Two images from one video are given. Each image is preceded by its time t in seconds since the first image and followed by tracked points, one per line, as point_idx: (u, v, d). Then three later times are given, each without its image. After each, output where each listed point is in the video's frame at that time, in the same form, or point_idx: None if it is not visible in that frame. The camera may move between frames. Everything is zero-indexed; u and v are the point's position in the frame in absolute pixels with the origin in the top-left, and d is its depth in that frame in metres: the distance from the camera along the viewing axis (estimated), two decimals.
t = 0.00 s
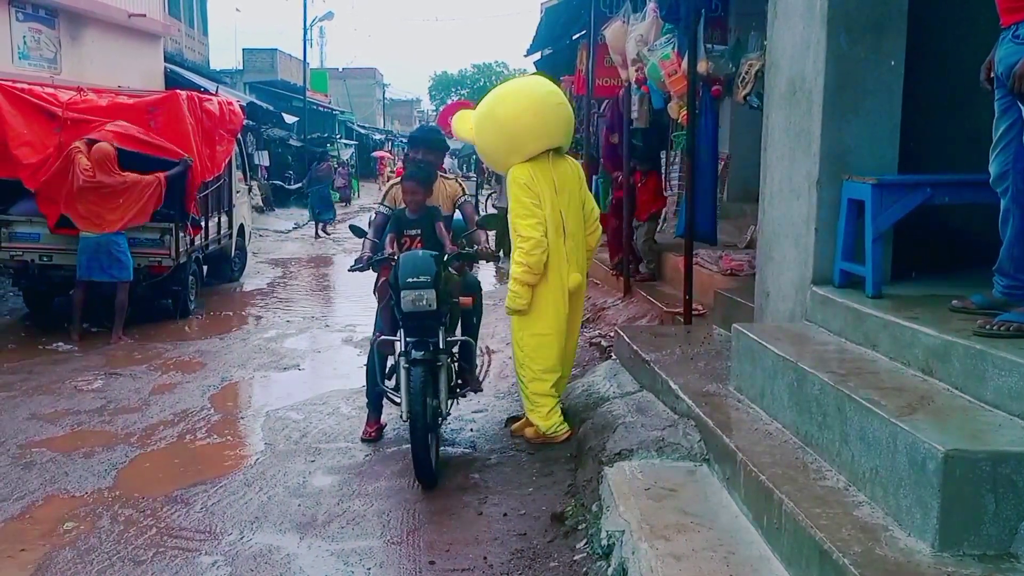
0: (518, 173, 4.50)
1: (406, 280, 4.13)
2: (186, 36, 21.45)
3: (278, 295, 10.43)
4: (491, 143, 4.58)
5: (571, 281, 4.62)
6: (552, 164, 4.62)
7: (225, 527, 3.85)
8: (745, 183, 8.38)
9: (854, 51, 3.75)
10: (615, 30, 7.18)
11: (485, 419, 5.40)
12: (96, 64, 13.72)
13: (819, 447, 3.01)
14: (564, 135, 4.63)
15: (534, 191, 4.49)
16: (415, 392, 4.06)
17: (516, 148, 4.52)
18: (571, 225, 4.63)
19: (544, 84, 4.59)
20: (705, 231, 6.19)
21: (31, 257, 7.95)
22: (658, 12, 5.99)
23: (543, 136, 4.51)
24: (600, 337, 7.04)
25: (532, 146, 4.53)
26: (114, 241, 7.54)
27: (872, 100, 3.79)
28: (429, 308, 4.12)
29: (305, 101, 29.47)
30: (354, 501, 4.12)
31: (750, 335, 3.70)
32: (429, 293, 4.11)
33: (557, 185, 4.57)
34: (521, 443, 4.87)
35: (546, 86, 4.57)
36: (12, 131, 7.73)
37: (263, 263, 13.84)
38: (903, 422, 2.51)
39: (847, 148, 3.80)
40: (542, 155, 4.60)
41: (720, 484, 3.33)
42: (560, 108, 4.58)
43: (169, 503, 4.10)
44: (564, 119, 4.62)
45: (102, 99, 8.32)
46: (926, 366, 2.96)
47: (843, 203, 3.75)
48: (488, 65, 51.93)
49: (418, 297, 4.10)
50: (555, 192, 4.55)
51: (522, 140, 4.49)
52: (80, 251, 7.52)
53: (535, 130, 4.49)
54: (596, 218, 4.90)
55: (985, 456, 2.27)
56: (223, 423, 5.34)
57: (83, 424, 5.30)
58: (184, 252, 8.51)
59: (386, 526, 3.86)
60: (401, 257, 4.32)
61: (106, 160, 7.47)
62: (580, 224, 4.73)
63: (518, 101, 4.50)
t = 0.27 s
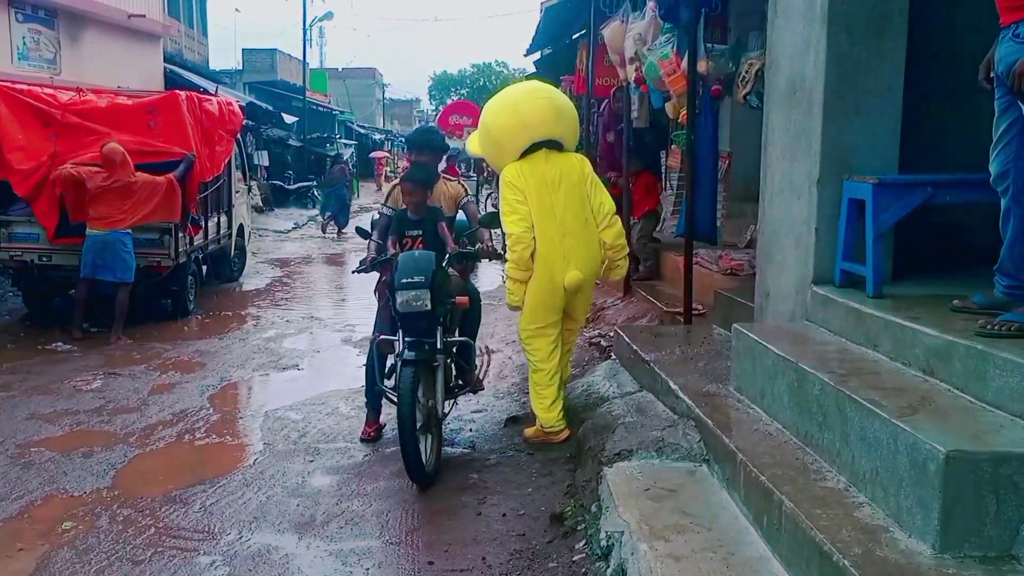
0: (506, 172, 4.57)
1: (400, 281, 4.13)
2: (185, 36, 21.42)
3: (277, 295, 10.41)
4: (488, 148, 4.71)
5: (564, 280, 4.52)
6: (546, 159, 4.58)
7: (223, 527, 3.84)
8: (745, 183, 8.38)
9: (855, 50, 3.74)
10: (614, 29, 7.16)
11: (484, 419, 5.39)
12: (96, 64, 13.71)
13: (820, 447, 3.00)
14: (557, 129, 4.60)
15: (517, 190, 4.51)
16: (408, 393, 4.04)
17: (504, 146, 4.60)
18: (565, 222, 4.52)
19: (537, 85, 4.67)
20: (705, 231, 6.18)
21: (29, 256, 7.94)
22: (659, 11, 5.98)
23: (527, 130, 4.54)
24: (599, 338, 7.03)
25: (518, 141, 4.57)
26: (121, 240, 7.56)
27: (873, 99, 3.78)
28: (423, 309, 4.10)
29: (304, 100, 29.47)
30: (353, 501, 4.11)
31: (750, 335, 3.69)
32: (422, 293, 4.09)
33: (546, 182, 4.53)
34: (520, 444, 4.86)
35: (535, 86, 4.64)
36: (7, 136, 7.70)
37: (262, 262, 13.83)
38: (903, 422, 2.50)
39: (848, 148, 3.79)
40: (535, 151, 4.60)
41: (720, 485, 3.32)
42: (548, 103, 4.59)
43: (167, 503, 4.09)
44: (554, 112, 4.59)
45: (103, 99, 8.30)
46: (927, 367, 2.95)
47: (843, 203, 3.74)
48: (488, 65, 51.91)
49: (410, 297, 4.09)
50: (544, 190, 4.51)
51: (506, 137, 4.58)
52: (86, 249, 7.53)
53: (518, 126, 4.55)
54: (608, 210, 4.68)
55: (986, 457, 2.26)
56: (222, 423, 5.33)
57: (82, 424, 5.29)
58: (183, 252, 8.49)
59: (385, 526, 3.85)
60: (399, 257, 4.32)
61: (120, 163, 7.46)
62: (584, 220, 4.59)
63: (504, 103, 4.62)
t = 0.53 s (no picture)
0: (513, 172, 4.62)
1: (395, 281, 4.13)
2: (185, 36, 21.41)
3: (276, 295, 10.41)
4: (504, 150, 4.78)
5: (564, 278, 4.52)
6: (552, 160, 4.59)
7: (223, 526, 3.84)
8: (744, 182, 8.38)
9: (855, 50, 3.75)
10: (613, 29, 7.15)
11: (484, 419, 5.39)
12: (96, 63, 13.71)
13: (819, 447, 3.00)
14: (566, 131, 4.60)
15: (519, 189, 4.55)
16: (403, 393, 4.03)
17: (513, 146, 4.66)
18: (567, 222, 4.52)
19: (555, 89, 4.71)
20: (704, 231, 6.19)
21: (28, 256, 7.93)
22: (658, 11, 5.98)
23: (535, 129, 4.58)
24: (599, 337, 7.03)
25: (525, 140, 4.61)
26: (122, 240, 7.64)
27: (873, 99, 3.78)
28: (415, 309, 4.10)
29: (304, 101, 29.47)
30: (352, 501, 4.11)
31: (749, 335, 3.69)
32: (416, 294, 4.09)
33: (549, 182, 4.54)
34: (520, 444, 4.86)
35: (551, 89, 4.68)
36: None
37: (262, 262, 13.83)
38: (903, 422, 2.50)
39: (848, 147, 3.80)
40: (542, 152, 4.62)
41: (720, 485, 3.33)
42: (558, 105, 4.60)
43: (167, 503, 4.09)
44: (564, 114, 4.59)
45: (102, 99, 8.29)
46: (927, 366, 2.95)
47: (843, 203, 3.75)
48: (487, 66, 51.92)
49: (404, 298, 4.09)
50: (545, 189, 4.53)
51: (515, 136, 4.63)
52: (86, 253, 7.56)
53: (526, 126, 4.59)
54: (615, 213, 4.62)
55: (987, 457, 2.26)
56: (222, 422, 5.33)
57: (82, 424, 5.29)
58: (182, 252, 8.49)
59: (384, 526, 3.85)
60: (397, 256, 4.32)
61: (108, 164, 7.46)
62: (586, 218, 4.56)
63: (517, 104, 4.69)
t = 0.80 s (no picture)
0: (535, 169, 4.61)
1: (391, 282, 4.14)
2: (184, 36, 21.42)
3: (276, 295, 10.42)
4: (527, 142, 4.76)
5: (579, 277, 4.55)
6: (575, 164, 4.59)
7: (223, 527, 3.84)
8: (743, 182, 8.38)
9: (854, 50, 3.75)
10: (613, 28, 7.14)
11: (483, 419, 5.39)
12: (95, 63, 13.71)
13: (819, 447, 3.00)
14: (592, 139, 4.60)
15: (540, 188, 4.54)
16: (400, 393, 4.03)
17: (539, 144, 4.63)
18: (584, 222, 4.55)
19: (591, 92, 4.68)
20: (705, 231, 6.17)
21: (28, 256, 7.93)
22: (659, 10, 5.98)
23: (565, 133, 4.56)
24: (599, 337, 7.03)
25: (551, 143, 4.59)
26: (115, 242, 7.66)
27: (872, 99, 3.78)
28: (411, 309, 4.09)
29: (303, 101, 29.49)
30: (352, 502, 4.11)
31: (748, 335, 3.69)
32: (411, 294, 4.09)
33: (570, 182, 4.56)
34: (520, 444, 4.86)
35: (589, 93, 4.64)
36: None
37: (261, 262, 13.83)
38: (902, 422, 2.50)
39: (847, 147, 3.80)
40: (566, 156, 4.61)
41: (719, 485, 3.33)
42: (593, 112, 4.58)
43: (167, 504, 4.09)
44: (595, 124, 4.59)
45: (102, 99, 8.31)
46: (926, 366, 2.95)
47: (842, 202, 3.74)
48: (487, 65, 51.94)
49: (399, 298, 4.09)
50: (566, 189, 4.55)
51: (544, 136, 4.60)
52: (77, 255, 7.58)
53: (558, 127, 4.56)
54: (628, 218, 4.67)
55: (985, 456, 2.26)
56: (222, 423, 5.33)
57: (82, 424, 5.29)
58: (182, 252, 8.49)
59: (384, 526, 3.86)
60: (393, 257, 4.32)
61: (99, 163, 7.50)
62: (600, 220, 4.61)
63: (547, 100, 4.63)
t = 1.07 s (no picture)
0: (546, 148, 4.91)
1: (390, 282, 4.13)
2: (184, 36, 21.42)
3: (276, 295, 10.43)
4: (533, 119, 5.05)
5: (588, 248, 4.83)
6: (584, 144, 4.91)
7: (222, 528, 3.85)
8: (743, 182, 8.38)
9: (854, 50, 3.74)
10: (614, 28, 7.13)
11: (484, 419, 5.39)
12: (95, 63, 13.72)
13: (818, 446, 3.00)
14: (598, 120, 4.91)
15: (554, 166, 4.84)
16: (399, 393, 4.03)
17: (551, 124, 4.90)
18: (593, 200, 4.86)
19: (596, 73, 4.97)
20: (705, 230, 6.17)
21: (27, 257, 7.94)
22: (659, 10, 5.98)
23: (577, 114, 4.85)
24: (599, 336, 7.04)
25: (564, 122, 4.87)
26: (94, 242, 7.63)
27: (872, 98, 3.78)
28: (410, 309, 4.09)
29: (303, 101, 29.50)
30: (352, 503, 4.11)
31: (748, 335, 3.69)
32: (409, 294, 4.08)
33: (582, 163, 4.87)
34: (520, 444, 4.86)
35: (597, 75, 4.95)
36: None
37: (261, 262, 13.84)
38: (902, 421, 2.50)
39: (847, 147, 3.80)
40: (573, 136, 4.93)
41: (719, 484, 3.33)
42: (599, 95, 4.89)
43: (166, 504, 4.09)
44: (605, 106, 4.93)
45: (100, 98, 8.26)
46: (925, 366, 2.95)
47: (842, 202, 3.75)
48: (487, 65, 51.95)
49: (398, 298, 4.08)
50: (578, 168, 4.86)
51: (555, 117, 4.88)
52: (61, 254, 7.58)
53: (571, 109, 4.86)
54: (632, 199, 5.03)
55: (984, 456, 2.26)
56: (221, 423, 5.34)
57: (81, 425, 5.30)
58: (181, 252, 8.50)
59: (384, 526, 3.86)
60: (392, 257, 4.33)
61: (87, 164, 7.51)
62: (608, 199, 4.93)
63: (556, 80, 4.90)
